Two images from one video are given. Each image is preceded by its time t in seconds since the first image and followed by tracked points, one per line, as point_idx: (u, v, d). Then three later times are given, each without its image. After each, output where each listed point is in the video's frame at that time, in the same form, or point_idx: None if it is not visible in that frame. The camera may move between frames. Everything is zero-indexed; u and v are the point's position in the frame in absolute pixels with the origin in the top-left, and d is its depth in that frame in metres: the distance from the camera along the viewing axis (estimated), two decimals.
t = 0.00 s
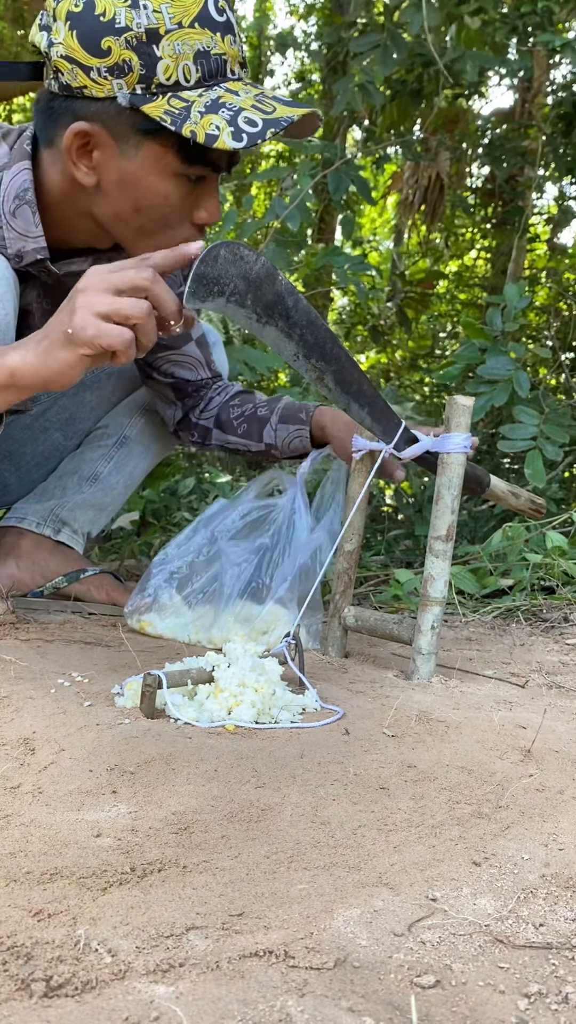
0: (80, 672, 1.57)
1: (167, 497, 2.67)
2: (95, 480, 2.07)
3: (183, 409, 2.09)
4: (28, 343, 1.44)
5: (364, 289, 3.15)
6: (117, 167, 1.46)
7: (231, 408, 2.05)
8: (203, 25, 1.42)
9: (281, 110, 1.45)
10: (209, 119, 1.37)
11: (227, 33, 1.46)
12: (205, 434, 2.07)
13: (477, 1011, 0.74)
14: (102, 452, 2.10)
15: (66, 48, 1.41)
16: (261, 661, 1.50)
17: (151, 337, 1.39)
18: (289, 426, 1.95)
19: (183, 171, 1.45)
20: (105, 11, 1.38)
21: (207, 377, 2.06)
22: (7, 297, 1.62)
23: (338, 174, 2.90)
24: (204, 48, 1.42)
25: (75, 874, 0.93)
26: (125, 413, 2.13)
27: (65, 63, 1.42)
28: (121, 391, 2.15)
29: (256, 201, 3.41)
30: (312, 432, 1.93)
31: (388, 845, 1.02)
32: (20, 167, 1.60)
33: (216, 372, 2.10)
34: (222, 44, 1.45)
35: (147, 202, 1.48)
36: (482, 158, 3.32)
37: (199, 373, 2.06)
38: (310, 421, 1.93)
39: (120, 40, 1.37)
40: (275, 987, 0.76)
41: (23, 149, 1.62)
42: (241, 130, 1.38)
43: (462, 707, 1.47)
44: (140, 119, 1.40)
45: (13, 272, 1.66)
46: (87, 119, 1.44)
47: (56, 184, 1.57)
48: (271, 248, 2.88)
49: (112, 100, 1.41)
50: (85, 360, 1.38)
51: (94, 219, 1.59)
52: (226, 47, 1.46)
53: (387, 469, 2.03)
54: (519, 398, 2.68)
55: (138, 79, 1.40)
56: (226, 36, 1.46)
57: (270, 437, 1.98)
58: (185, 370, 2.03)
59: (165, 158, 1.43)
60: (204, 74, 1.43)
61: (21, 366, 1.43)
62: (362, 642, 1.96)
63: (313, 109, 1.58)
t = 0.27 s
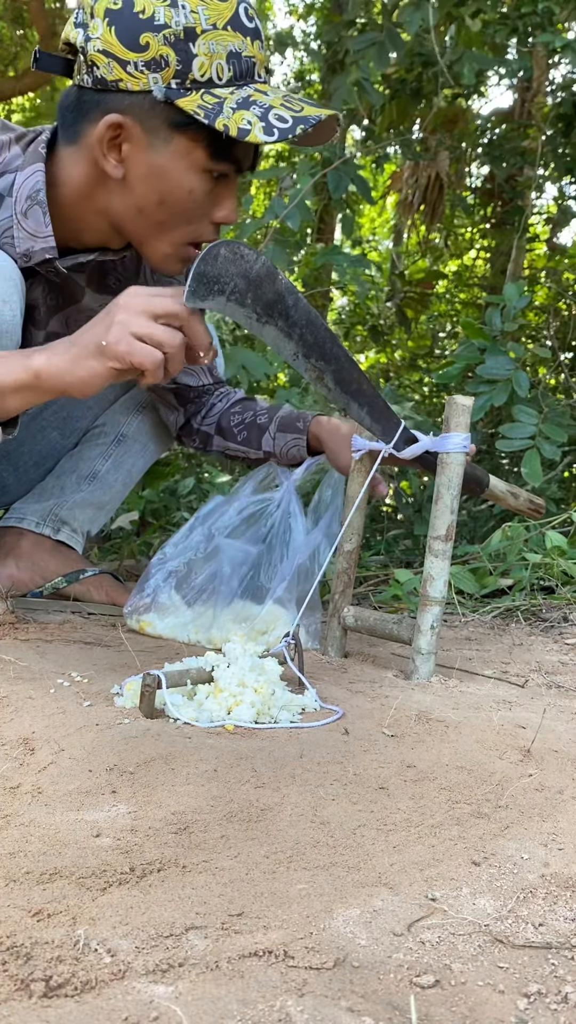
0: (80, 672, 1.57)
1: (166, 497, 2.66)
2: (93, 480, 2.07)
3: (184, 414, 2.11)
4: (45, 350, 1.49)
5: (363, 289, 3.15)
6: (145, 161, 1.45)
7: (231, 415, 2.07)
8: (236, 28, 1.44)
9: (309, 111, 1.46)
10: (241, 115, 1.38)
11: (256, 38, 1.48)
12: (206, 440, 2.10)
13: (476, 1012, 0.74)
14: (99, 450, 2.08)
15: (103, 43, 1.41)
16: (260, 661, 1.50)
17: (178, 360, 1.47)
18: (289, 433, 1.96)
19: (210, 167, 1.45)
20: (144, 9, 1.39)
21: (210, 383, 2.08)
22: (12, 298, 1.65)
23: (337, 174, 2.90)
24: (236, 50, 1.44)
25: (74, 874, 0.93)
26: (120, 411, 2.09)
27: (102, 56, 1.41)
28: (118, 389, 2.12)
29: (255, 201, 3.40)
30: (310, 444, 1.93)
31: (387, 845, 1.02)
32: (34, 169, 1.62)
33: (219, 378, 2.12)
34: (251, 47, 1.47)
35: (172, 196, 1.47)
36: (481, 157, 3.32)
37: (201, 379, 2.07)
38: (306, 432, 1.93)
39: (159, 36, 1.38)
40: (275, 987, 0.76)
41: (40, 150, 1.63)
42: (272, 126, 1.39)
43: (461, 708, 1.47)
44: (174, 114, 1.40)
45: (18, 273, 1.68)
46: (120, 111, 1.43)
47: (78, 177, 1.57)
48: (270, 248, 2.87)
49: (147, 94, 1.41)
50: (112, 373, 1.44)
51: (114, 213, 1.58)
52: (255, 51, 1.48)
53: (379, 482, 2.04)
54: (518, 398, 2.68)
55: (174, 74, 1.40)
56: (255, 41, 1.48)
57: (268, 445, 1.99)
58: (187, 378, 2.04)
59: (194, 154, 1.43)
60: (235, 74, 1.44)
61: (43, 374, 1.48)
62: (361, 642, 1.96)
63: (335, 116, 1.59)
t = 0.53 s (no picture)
0: (80, 672, 1.57)
1: (165, 497, 2.66)
2: (92, 479, 2.06)
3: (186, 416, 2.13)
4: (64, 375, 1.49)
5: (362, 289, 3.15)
6: (153, 158, 1.44)
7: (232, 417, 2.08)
8: (251, 39, 1.44)
9: (320, 124, 1.46)
10: (252, 119, 1.38)
11: (271, 51, 1.49)
12: (208, 442, 2.12)
13: (475, 1012, 0.74)
14: (98, 450, 2.08)
15: (122, 40, 1.42)
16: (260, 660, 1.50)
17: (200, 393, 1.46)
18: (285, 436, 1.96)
19: (218, 170, 1.44)
20: (165, 11, 1.40)
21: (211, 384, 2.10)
22: (19, 298, 1.61)
23: (336, 173, 2.90)
24: (251, 58, 1.44)
25: (74, 874, 0.93)
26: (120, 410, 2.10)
27: (119, 53, 1.42)
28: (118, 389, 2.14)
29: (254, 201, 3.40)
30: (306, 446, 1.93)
31: (387, 845, 1.02)
32: (43, 171, 1.62)
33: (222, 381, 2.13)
34: (266, 58, 1.47)
35: (177, 196, 1.46)
36: (480, 157, 3.32)
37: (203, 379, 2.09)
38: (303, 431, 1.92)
39: (177, 37, 1.39)
40: (274, 987, 0.76)
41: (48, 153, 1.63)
42: (282, 131, 1.38)
43: (461, 708, 1.47)
44: (186, 113, 1.40)
45: (26, 274, 1.66)
46: (133, 106, 1.43)
47: (87, 172, 1.57)
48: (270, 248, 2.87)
49: (161, 92, 1.41)
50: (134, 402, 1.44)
51: (119, 212, 1.57)
52: (270, 62, 1.48)
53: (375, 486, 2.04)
54: (517, 398, 2.68)
55: (188, 75, 1.40)
56: (270, 53, 1.49)
57: (267, 446, 2.01)
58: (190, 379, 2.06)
59: (203, 155, 1.42)
60: (249, 81, 1.45)
61: (64, 397, 1.47)
62: (361, 643, 1.96)
63: (343, 130, 1.60)
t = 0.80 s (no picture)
0: (79, 672, 1.57)
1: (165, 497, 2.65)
2: (92, 479, 2.06)
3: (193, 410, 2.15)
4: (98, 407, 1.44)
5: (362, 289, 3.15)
6: (139, 150, 1.45)
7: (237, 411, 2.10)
8: (240, 29, 1.43)
9: (307, 115, 1.44)
10: (236, 110, 1.36)
11: (261, 42, 1.47)
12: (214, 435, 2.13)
13: (475, 1011, 0.74)
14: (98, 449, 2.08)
15: (108, 30, 1.42)
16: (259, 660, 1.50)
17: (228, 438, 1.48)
18: (285, 435, 1.99)
19: (204, 161, 1.43)
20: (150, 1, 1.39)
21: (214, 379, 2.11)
22: (29, 300, 1.61)
23: (336, 173, 2.90)
24: (238, 49, 1.43)
25: (73, 873, 0.93)
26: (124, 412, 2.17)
27: (105, 44, 1.42)
28: (118, 389, 2.16)
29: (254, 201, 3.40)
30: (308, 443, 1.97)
31: (386, 845, 1.02)
32: (46, 169, 1.62)
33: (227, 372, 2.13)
34: (255, 49, 1.45)
35: (164, 188, 1.46)
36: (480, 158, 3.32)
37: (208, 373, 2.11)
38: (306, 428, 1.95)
39: (162, 27, 1.38)
40: (274, 987, 0.76)
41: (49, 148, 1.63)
42: (267, 122, 1.36)
43: (460, 707, 1.47)
44: (170, 105, 1.40)
45: (36, 275, 1.66)
46: (118, 98, 1.43)
47: (79, 167, 1.57)
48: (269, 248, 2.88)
49: (146, 83, 1.41)
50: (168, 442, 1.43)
51: (111, 206, 1.58)
52: (259, 53, 1.46)
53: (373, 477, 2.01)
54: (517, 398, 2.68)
55: (173, 65, 1.39)
56: (260, 44, 1.47)
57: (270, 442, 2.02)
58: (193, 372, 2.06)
59: (188, 146, 1.42)
60: (236, 72, 1.43)
61: (100, 431, 1.41)
62: (360, 642, 1.96)
63: (335, 123, 1.58)
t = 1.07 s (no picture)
0: (78, 672, 1.57)
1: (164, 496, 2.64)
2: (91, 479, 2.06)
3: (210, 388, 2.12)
4: (86, 456, 1.44)
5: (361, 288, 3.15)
6: (123, 152, 1.45)
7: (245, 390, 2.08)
8: (230, 32, 1.43)
9: (294, 123, 1.44)
10: (222, 118, 1.37)
11: (252, 45, 1.47)
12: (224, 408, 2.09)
13: (475, 1010, 0.74)
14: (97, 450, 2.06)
15: (95, 29, 1.42)
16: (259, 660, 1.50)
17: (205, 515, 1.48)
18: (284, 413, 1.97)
19: (188, 165, 1.43)
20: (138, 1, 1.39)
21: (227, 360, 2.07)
22: (23, 301, 1.58)
23: (335, 173, 2.90)
24: (228, 52, 1.43)
25: (72, 873, 0.93)
26: (121, 410, 2.11)
27: (91, 42, 1.42)
28: (117, 387, 2.13)
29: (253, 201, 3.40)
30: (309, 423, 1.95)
31: (385, 845, 1.02)
32: (37, 169, 1.60)
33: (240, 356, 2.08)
34: (246, 52, 1.45)
35: (148, 191, 1.46)
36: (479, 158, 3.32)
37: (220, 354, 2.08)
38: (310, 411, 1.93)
39: (149, 29, 1.38)
40: (273, 987, 0.76)
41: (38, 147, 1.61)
42: (252, 131, 1.37)
43: (460, 707, 1.47)
44: (156, 108, 1.40)
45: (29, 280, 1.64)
46: (102, 100, 1.44)
47: (65, 167, 1.57)
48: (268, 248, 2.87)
49: (131, 84, 1.41)
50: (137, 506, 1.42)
51: (96, 207, 1.57)
52: (250, 57, 1.46)
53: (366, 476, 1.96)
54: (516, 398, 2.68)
55: (160, 68, 1.39)
56: (251, 47, 1.47)
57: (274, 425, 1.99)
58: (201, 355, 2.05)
59: (173, 150, 1.42)
60: (224, 76, 1.43)
61: (83, 483, 1.42)
62: (360, 642, 1.96)
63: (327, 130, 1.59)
